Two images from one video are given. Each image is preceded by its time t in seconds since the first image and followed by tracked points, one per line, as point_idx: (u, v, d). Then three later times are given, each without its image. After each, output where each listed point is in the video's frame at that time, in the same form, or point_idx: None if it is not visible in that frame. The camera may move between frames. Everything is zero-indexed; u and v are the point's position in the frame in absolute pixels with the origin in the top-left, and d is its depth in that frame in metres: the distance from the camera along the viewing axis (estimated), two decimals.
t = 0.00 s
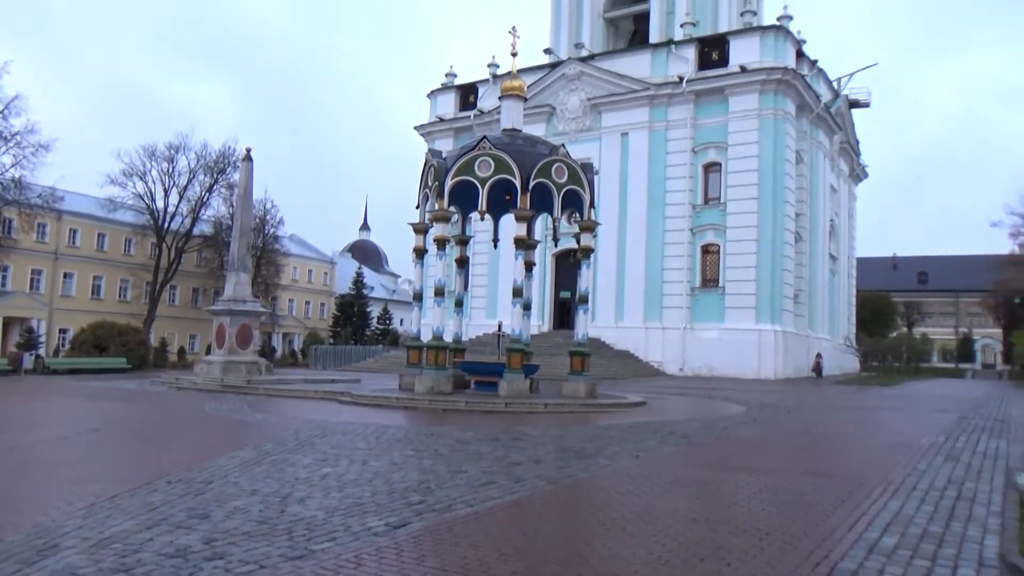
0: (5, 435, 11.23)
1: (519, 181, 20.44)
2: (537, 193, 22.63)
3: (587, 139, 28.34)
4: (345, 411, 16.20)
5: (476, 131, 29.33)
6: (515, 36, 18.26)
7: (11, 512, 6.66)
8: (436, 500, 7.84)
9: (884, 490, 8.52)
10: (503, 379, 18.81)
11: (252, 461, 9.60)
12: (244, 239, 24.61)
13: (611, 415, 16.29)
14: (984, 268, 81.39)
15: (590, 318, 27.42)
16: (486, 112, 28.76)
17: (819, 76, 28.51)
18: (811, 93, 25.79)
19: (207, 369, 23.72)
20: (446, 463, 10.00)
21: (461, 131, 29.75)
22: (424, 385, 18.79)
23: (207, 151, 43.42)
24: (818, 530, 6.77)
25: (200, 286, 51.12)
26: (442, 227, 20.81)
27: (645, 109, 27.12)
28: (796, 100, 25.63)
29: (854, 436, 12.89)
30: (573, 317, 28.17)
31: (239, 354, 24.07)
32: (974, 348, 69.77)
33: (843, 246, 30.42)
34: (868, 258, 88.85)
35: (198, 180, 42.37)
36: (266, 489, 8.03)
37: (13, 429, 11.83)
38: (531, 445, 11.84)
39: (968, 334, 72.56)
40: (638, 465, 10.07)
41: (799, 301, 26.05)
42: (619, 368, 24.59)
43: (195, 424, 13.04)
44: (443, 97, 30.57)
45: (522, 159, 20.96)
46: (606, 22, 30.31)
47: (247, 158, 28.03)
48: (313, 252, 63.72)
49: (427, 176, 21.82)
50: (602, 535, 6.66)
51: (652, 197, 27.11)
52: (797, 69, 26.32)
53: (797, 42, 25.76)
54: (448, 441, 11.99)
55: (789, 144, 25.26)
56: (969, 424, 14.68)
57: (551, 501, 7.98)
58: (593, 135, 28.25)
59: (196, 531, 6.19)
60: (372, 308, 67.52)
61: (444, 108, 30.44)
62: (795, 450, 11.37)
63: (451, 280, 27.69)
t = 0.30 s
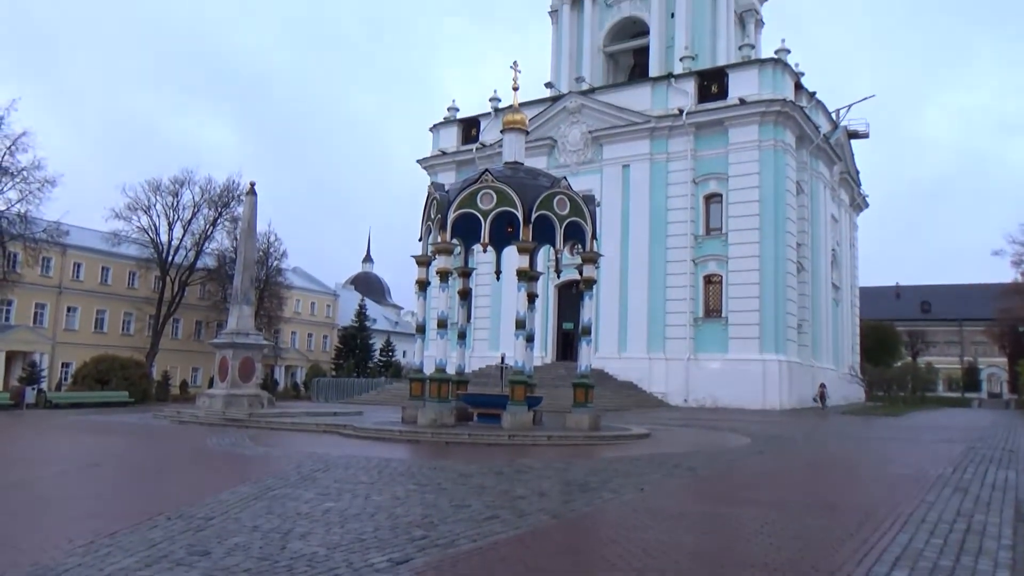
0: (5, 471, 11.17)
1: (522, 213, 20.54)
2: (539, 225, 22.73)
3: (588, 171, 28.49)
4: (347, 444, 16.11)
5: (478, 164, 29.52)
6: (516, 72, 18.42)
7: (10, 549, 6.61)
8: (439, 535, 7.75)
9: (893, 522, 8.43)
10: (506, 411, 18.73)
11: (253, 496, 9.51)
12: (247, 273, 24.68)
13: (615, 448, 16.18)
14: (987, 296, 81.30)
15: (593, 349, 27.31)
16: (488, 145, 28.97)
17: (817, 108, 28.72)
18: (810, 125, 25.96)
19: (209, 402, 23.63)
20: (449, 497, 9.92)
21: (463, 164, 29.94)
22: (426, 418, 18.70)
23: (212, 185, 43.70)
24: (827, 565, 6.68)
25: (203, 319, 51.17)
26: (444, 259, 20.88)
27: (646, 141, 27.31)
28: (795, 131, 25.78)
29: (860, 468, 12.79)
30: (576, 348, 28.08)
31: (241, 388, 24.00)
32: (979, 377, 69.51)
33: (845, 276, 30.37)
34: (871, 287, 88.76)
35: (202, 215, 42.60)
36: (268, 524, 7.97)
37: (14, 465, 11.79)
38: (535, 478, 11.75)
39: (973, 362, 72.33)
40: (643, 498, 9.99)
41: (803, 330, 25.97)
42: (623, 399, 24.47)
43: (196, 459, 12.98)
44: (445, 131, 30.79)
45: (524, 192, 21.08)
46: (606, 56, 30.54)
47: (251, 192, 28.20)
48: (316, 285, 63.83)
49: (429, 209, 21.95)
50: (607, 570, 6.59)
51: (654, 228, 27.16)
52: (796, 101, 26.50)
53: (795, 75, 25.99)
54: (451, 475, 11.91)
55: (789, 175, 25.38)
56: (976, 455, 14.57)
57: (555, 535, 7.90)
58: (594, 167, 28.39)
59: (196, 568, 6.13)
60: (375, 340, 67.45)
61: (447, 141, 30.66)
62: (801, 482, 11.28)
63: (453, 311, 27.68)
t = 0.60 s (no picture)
0: None
1: (517, 236, 20.59)
2: (534, 247, 22.81)
3: (583, 194, 28.56)
4: (340, 467, 16.01)
5: (473, 187, 29.62)
6: (511, 97, 18.50)
7: None
8: (432, 561, 7.69)
9: (889, 547, 8.39)
10: (500, 434, 18.65)
11: (244, 520, 9.44)
12: (241, 294, 24.66)
13: (610, 471, 16.11)
14: (980, 319, 81.55)
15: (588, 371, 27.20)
16: (483, 167, 29.08)
17: (809, 132, 28.90)
18: (803, 149, 26.10)
19: (201, 425, 23.49)
20: (443, 521, 9.86)
21: (459, 187, 30.02)
22: (420, 441, 18.61)
23: (207, 207, 43.70)
24: None
25: (196, 341, 50.98)
26: (439, 281, 20.93)
27: (639, 164, 27.41)
28: (788, 155, 25.91)
29: (857, 491, 12.74)
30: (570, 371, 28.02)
31: (234, 410, 23.89)
32: (974, 400, 69.55)
33: (839, 300, 30.39)
34: (865, 310, 88.95)
35: (196, 237, 42.56)
36: (260, 550, 7.91)
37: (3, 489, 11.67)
38: (529, 502, 11.68)
39: (967, 385, 72.42)
40: (638, 523, 9.94)
41: (797, 353, 25.95)
42: (617, 422, 24.39)
43: (187, 483, 12.87)
44: (440, 154, 30.91)
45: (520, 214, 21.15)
46: (601, 80, 30.72)
47: (246, 214, 28.26)
48: (311, 306, 63.72)
49: (425, 232, 22.00)
50: None
51: (648, 250, 27.16)
52: (788, 125, 26.66)
53: (787, 100, 26.17)
54: (445, 499, 11.84)
55: (782, 198, 25.48)
56: (971, 478, 14.53)
57: (549, 561, 7.85)
58: (589, 190, 28.46)
59: None
60: (369, 362, 67.23)
61: (442, 164, 30.76)
62: (797, 506, 11.22)
63: (448, 334, 27.63)
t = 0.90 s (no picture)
0: None
1: (510, 258, 20.70)
2: (527, 269, 22.89)
3: (577, 217, 28.58)
4: (331, 491, 15.88)
5: (467, 209, 29.66)
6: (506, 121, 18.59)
7: None
8: None
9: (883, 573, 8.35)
10: (493, 457, 18.56)
11: (233, 544, 9.33)
12: (233, 315, 24.58)
13: (602, 495, 16.04)
14: (971, 343, 81.81)
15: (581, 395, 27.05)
16: (477, 190, 29.15)
17: (800, 157, 29.06)
18: (794, 173, 26.22)
19: (190, 447, 23.30)
20: (434, 546, 9.78)
21: (452, 210, 30.07)
22: (411, 464, 18.50)
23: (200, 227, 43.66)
24: None
25: (187, 362, 50.73)
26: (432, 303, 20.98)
27: (632, 188, 27.47)
28: (779, 179, 25.98)
29: (849, 516, 12.71)
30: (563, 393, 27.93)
31: (225, 432, 23.72)
32: (965, 424, 69.59)
33: (831, 323, 30.40)
34: (858, 333, 89.07)
35: (189, 257, 42.47)
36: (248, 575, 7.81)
37: None
38: (521, 527, 11.61)
39: (959, 409, 72.50)
40: (630, 548, 9.89)
41: (789, 376, 25.93)
42: (610, 445, 24.28)
43: (175, 506, 12.74)
44: (434, 176, 30.97)
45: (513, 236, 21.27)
46: (594, 105, 30.90)
47: (240, 235, 28.25)
48: (303, 327, 63.55)
49: (418, 254, 22.13)
50: None
51: (641, 274, 27.10)
52: (779, 149, 26.79)
53: (778, 125, 26.31)
54: (436, 523, 11.75)
55: (774, 222, 25.55)
56: (964, 503, 14.50)
57: None
58: (582, 213, 28.48)
59: None
60: (360, 383, 66.94)
61: (436, 186, 30.82)
62: (790, 531, 11.18)
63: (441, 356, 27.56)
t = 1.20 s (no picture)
0: None
1: (505, 276, 20.80)
2: (522, 286, 23.00)
3: (571, 234, 28.35)
4: (323, 508, 15.79)
5: (462, 226, 29.67)
6: (501, 138, 18.66)
7: None
8: None
9: None
10: (487, 475, 18.49)
11: (224, 563, 9.27)
12: (227, 330, 24.55)
13: (597, 514, 15.97)
14: (965, 361, 81.94)
15: (576, 412, 26.75)
16: (473, 207, 29.19)
17: (793, 175, 28.96)
18: (788, 192, 26.06)
19: (182, 464, 23.16)
20: (427, 565, 9.74)
21: (448, 226, 30.09)
22: (405, 482, 18.40)
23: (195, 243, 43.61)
24: None
25: (180, 378, 50.51)
26: (427, 320, 21.08)
27: (626, 206, 27.22)
28: (773, 198, 25.77)
29: (844, 535, 12.68)
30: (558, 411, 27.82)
31: (217, 449, 23.60)
32: (960, 443, 69.54)
33: (825, 341, 30.23)
34: (852, 351, 89.14)
35: (183, 272, 42.38)
36: None
37: None
38: (514, 545, 11.56)
39: (953, 428, 72.48)
40: (624, 567, 9.85)
41: (784, 394, 25.69)
42: (604, 462, 24.16)
43: (166, 524, 12.65)
44: (430, 193, 31.01)
45: (508, 253, 21.39)
46: (589, 123, 31.00)
47: (235, 250, 28.27)
48: (298, 343, 63.40)
49: (413, 271, 22.22)
50: None
51: (636, 291, 26.77)
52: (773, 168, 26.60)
53: (772, 144, 26.15)
54: (429, 541, 11.70)
55: (768, 240, 25.35)
56: (959, 522, 14.45)
57: None
58: (577, 230, 28.25)
59: None
60: (354, 400, 66.68)
61: (431, 203, 30.85)
62: (783, 550, 11.15)
63: (436, 372, 27.48)
